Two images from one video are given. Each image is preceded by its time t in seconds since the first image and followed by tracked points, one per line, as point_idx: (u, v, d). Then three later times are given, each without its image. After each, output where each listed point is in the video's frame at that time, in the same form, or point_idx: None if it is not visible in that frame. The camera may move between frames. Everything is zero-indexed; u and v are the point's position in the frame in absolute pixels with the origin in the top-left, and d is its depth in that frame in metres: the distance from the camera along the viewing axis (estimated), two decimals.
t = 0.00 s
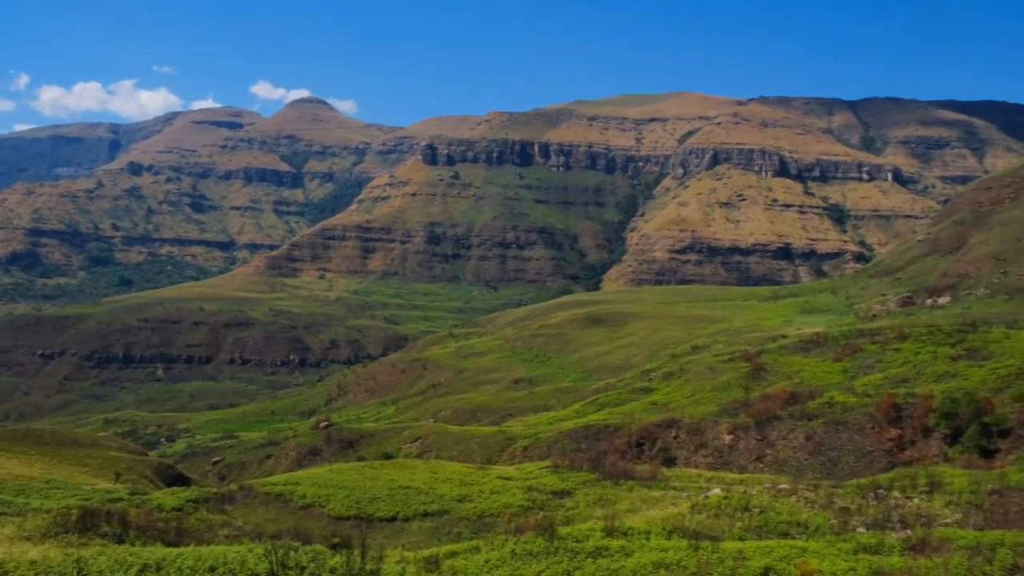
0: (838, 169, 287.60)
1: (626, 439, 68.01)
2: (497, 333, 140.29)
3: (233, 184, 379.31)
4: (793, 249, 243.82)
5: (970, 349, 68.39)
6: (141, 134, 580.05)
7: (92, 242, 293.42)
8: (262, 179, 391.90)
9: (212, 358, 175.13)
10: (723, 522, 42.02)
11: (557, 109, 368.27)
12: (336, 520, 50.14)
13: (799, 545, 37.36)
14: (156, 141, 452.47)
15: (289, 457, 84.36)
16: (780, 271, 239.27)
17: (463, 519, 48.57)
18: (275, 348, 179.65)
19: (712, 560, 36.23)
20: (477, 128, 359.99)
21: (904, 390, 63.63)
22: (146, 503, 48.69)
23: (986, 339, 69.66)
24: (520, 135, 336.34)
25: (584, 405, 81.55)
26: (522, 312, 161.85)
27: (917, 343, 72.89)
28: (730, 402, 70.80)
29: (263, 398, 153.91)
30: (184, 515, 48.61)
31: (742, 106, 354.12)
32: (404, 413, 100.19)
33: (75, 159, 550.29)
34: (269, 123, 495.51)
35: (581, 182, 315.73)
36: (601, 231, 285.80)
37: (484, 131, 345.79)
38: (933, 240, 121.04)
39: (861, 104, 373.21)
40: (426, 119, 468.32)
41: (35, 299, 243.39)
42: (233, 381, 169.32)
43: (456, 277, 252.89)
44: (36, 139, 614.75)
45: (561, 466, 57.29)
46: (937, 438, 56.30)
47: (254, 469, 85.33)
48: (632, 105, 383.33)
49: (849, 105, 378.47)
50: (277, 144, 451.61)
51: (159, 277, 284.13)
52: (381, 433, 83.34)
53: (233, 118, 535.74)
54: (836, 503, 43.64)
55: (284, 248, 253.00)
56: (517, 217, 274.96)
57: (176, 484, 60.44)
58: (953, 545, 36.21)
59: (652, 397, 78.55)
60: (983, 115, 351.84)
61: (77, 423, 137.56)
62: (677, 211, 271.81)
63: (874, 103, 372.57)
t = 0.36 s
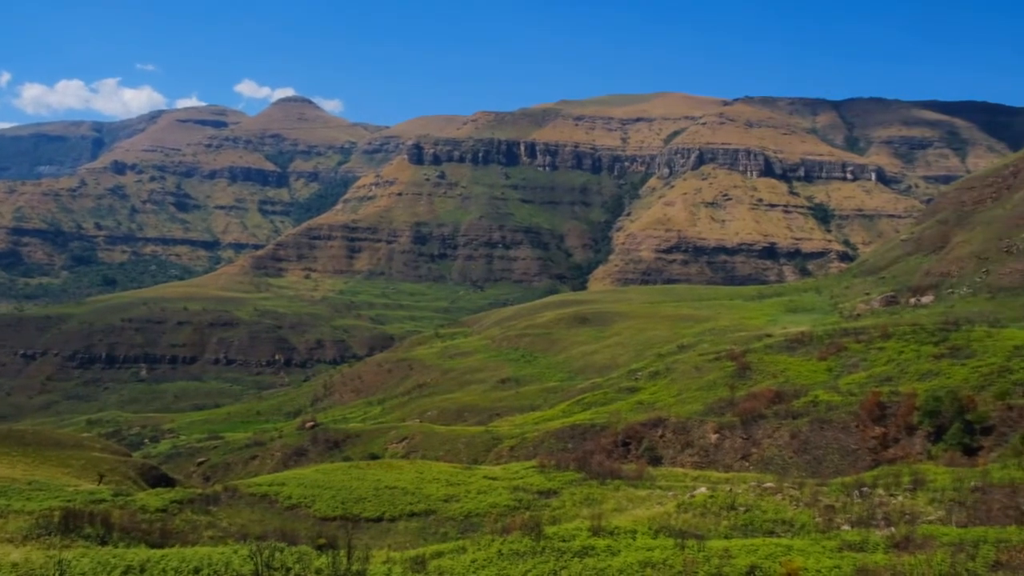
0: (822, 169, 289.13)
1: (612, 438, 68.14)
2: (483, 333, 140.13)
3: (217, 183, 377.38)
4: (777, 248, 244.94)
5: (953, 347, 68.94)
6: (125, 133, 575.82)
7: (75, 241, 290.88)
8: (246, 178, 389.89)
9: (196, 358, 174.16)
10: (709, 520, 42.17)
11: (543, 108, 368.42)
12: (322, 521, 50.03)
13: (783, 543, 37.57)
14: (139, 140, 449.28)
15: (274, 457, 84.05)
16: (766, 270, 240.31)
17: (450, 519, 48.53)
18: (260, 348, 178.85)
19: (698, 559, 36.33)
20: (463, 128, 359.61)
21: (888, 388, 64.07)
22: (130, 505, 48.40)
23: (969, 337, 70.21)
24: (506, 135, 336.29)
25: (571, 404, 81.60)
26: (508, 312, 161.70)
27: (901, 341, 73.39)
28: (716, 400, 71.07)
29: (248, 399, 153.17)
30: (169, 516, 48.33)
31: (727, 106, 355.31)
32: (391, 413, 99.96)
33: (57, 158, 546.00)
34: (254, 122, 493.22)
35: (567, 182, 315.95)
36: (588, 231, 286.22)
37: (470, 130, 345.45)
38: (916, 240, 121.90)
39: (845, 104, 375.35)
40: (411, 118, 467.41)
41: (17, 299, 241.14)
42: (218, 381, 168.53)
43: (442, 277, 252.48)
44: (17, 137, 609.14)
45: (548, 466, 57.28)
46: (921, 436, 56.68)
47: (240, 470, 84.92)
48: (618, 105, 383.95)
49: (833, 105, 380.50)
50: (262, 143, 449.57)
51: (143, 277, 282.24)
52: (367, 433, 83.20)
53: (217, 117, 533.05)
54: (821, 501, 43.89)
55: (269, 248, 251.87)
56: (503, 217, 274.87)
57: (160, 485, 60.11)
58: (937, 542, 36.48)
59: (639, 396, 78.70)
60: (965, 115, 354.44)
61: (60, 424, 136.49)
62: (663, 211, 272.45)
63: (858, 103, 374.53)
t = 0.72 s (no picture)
0: (807, 169, 290.60)
1: (599, 437, 68.27)
2: (469, 332, 139.98)
3: (202, 182, 375.51)
4: (763, 248, 246.01)
5: (936, 346, 69.46)
6: (108, 132, 571.85)
7: (57, 241, 288.40)
8: (231, 177, 388.06)
9: (181, 358, 173.22)
10: (695, 519, 42.33)
11: (529, 108, 368.59)
12: (308, 521, 49.89)
13: (769, 541, 37.75)
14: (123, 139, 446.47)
15: (260, 458, 83.72)
16: (751, 270, 241.30)
17: (436, 519, 48.46)
18: (245, 348, 178.07)
19: (684, 557, 36.43)
20: (449, 127, 359.26)
21: (872, 386, 64.52)
22: (114, 506, 48.11)
23: (952, 335, 70.73)
24: (492, 134, 336.22)
25: (558, 404, 81.63)
26: (494, 311, 161.58)
27: (886, 340, 73.87)
28: (702, 399, 71.30)
29: (234, 399, 152.54)
30: (153, 517, 48.09)
31: (713, 106, 356.48)
32: (377, 413, 99.70)
33: (40, 157, 541.95)
34: (239, 121, 491.10)
35: (553, 182, 316.21)
36: (574, 231, 286.54)
37: (456, 130, 345.14)
38: (900, 239, 122.67)
39: (830, 104, 377.40)
40: (397, 117, 466.52)
41: None
42: (203, 381, 167.76)
43: (429, 276, 252.10)
44: None
45: (534, 465, 57.26)
46: (905, 434, 57.00)
47: (225, 470, 84.51)
48: (604, 105, 384.46)
49: (818, 105, 382.40)
50: (247, 143, 447.65)
51: (126, 276, 280.44)
52: (354, 433, 83.01)
53: (202, 116, 530.52)
54: (806, 499, 44.10)
55: (254, 247, 250.75)
56: (489, 216, 274.72)
57: (144, 486, 59.77)
58: (921, 540, 36.72)
59: (625, 395, 78.91)
60: (948, 115, 357.02)
61: (42, 425, 135.41)
62: (649, 211, 273.01)
63: (842, 103, 376.62)
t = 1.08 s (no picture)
0: (792, 168, 291.97)
1: (586, 436, 68.33)
2: (456, 331, 139.96)
3: (187, 182, 373.67)
4: (749, 247, 247.03)
5: (920, 345, 69.92)
6: (92, 131, 568.14)
7: (41, 240, 286.23)
8: (217, 177, 386.37)
9: (166, 358, 172.34)
10: (682, 518, 42.47)
11: (516, 107, 368.66)
12: (295, 522, 49.78)
13: (755, 539, 37.89)
14: (107, 138, 443.91)
15: (246, 458, 83.37)
16: (738, 269, 242.25)
17: (423, 519, 48.40)
18: (230, 348, 177.25)
19: (671, 556, 36.52)
20: (436, 126, 358.93)
21: (857, 385, 64.84)
22: (98, 508, 47.79)
23: (936, 334, 71.26)
24: (479, 134, 336.13)
25: (545, 403, 81.71)
26: (482, 310, 161.61)
27: (870, 339, 74.29)
28: (689, 398, 71.52)
29: (220, 399, 151.98)
30: (138, 519, 47.78)
31: (699, 106, 357.71)
32: (363, 413, 99.52)
33: (23, 156, 538.20)
34: (225, 120, 489.25)
35: (540, 181, 316.55)
36: (561, 230, 286.95)
37: (443, 129, 345.04)
38: (885, 238, 123.46)
39: (815, 104, 379.30)
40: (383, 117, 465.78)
41: None
42: (188, 381, 167.01)
43: (415, 276, 251.74)
44: None
45: (521, 465, 57.29)
46: (889, 432, 57.32)
47: (210, 471, 84.07)
48: (591, 104, 385.12)
49: (804, 105, 384.24)
50: (233, 142, 445.73)
51: (111, 276, 278.67)
52: (340, 433, 82.86)
53: (187, 114, 528.33)
54: (792, 497, 44.30)
55: (240, 247, 249.62)
56: (476, 216, 274.61)
57: (129, 488, 59.43)
58: (905, 538, 36.92)
59: (612, 394, 79.07)
60: (932, 115, 359.60)
61: (26, 427, 134.36)
62: (636, 210, 273.58)
63: (827, 103, 378.58)
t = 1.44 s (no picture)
0: (777, 168, 293.38)
1: (572, 435, 68.36)
2: (442, 331, 139.91)
3: (170, 181, 371.53)
4: (734, 246, 247.96)
5: (903, 343, 70.39)
6: (74, 129, 564.02)
7: (22, 240, 283.65)
8: (200, 176, 384.52)
9: (149, 359, 171.31)
10: (668, 517, 42.60)
11: (501, 107, 368.63)
12: (280, 522, 49.58)
13: (740, 538, 38.01)
14: (89, 137, 440.50)
15: (230, 459, 82.92)
16: (723, 269, 243.07)
17: (409, 519, 48.31)
18: (215, 348, 176.30)
19: (656, 554, 36.64)
20: (422, 125, 358.56)
21: (841, 384, 65.22)
22: (81, 509, 47.45)
23: (919, 333, 71.76)
24: (464, 133, 335.92)
25: (531, 402, 81.77)
26: (468, 309, 161.62)
27: (854, 338, 74.74)
28: (674, 397, 71.77)
29: (204, 399, 151.21)
30: (122, 520, 47.47)
31: (684, 106, 358.83)
32: (348, 413, 99.22)
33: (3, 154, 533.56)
34: (209, 119, 486.67)
35: (526, 181, 316.81)
36: (546, 230, 287.28)
37: (428, 129, 344.80)
38: (869, 238, 124.29)
39: (799, 105, 381.25)
40: (368, 116, 464.90)
41: None
42: (172, 382, 166.10)
43: (401, 275, 251.31)
44: None
45: (507, 464, 57.31)
46: (873, 431, 57.69)
47: (194, 472, 83.57)
48: (576, 104, 385.73)
49: (788, 105, 386.11)
50: (217, 141, 443.42)
51: (94, 276, 276.61)
52: (326, 433, 82.66)
53: (170, 113, 525.36)
54: (776, 496, 44.52)
55: (224, 246, 248.32)
56: (462, 215, 274.44)
57: (112, 488, 59.04)
58: (888, 535, 37.11)
59: (598, 393, 79.20)
60: (914, 115, 362.21)
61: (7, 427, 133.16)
62: (621, 210, 274.20)
63: (811, 104, 380.55)
